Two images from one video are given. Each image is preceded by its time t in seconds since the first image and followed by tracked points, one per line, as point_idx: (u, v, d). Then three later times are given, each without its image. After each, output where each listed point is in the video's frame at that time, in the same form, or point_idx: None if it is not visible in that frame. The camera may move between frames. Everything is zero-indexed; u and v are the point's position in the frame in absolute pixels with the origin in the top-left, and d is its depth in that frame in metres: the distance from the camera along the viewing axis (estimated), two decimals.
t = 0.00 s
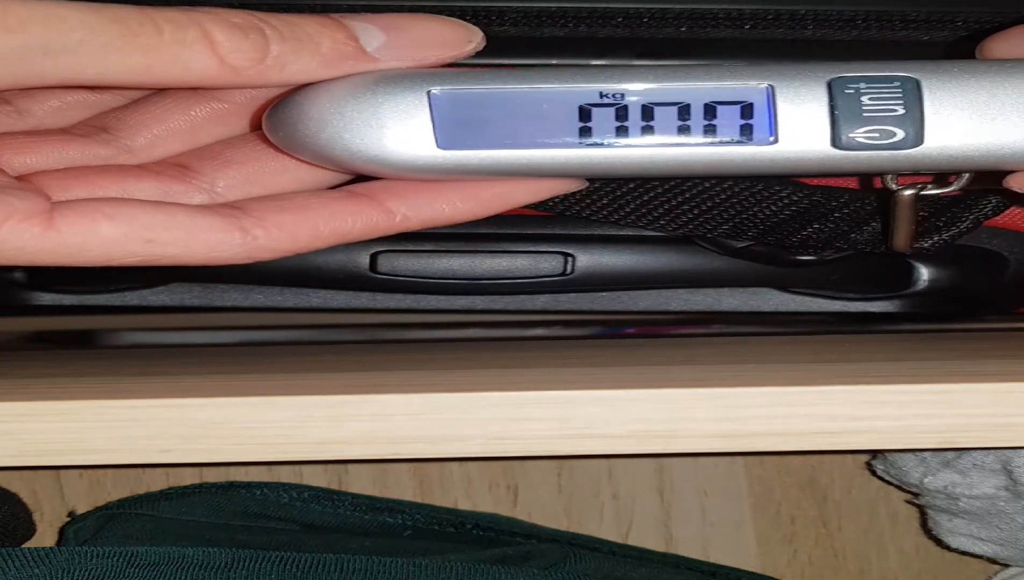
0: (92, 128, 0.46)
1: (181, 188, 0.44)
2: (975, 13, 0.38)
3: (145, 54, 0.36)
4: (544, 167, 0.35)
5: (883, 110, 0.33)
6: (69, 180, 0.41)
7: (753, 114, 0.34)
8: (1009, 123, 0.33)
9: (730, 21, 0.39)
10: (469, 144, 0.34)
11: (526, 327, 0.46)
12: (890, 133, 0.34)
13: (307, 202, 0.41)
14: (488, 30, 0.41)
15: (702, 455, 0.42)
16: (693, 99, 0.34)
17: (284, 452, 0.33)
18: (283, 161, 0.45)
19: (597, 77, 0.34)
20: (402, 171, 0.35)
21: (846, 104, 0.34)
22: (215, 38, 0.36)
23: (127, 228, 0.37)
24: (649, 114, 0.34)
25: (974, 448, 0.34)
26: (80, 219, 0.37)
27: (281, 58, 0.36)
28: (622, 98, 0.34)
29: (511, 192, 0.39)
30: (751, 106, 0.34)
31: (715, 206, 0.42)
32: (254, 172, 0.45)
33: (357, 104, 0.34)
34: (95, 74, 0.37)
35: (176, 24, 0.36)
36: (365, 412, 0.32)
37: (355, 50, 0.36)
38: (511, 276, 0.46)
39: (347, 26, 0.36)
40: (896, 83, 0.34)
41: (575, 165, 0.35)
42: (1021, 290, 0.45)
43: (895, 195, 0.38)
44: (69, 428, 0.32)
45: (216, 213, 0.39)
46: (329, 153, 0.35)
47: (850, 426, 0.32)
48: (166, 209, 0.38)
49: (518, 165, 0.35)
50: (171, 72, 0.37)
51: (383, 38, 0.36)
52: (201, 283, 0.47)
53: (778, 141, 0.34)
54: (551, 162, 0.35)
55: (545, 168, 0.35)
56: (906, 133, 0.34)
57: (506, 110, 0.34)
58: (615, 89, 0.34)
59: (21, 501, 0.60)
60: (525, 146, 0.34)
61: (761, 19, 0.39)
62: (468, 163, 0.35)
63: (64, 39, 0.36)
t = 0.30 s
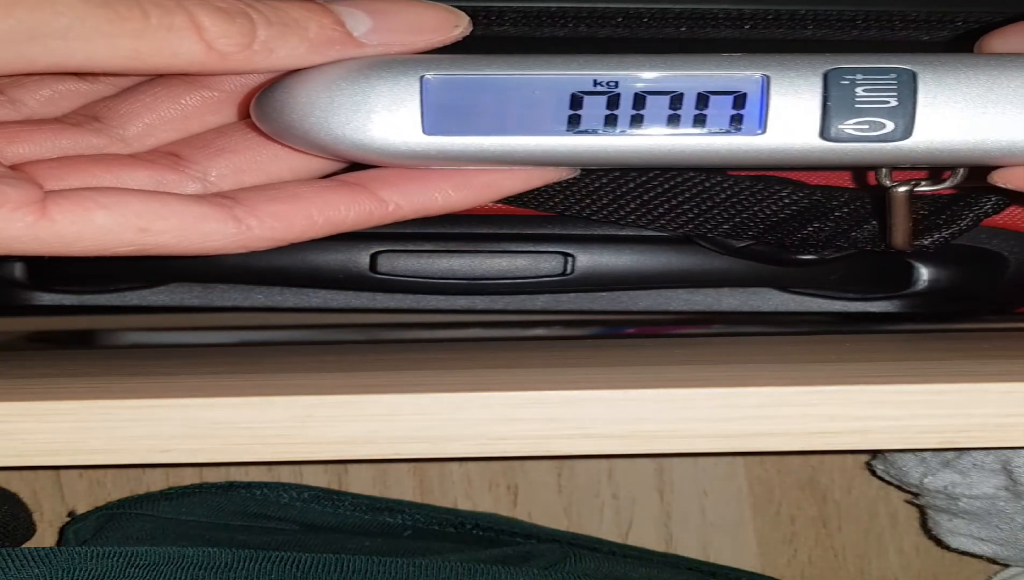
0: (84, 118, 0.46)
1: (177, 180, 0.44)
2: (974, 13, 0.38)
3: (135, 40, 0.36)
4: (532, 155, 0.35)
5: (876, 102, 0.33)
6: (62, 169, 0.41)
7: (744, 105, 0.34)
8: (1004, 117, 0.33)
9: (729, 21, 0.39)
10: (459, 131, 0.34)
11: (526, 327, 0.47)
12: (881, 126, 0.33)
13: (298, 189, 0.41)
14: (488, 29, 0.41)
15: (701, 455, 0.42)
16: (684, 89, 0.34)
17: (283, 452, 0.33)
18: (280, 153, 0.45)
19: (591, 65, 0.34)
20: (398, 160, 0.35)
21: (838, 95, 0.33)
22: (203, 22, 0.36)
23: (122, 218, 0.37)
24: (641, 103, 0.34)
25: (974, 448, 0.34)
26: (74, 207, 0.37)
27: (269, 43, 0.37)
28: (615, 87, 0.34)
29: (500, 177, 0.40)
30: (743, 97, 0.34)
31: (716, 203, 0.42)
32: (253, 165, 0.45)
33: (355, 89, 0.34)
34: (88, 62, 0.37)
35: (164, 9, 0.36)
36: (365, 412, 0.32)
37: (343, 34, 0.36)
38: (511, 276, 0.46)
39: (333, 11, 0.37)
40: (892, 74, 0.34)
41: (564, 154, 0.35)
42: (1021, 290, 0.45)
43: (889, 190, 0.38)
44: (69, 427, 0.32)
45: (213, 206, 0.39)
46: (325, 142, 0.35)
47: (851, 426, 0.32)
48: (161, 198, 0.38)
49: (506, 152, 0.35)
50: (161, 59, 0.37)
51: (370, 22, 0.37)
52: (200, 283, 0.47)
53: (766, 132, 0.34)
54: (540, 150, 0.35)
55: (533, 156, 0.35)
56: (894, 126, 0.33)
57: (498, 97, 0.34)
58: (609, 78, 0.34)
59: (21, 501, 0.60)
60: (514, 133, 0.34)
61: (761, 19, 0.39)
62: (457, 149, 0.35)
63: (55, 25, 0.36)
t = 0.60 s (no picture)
0: (85, 112, 0.46)
1: (176, 177, 0.44)
2: (974, 13, 0.38)
3: (140, 31, 0.36)
4: (533, 149, 0.35)
5: (884, 100, 0.33)
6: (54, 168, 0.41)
7: (751, 102, 0.34)
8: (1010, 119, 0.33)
9: (730, 21, 0.39)
10: (460, 124, 0.34)
11: (526, 326, 0.47)
12: (885, 124, 0.33)
13: (302, 184, 0.41)
14: (489, 30, 0.40)
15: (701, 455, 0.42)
16: (694, 84, 0.34)
17: (284, 452, 0.33)
18: (285, 147, 0.45)
19: (601, 59, 0.34)
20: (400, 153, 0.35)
21: (846, 93, 0.33)
22: (202, 18, 0.36)
23: (127, 212, 0.37)
24: (649, 98, 0.34)
25: (975, 449, 0.34)
26: (79, 201, 0.37)
27: (276, 35, 0.37)
28: (625, 82, 0.34)
29: (510, 171, 0.41)
30: (751, 94, 0.34)
31: (716, 203, 0.42)
32: (252, 163, 0.45)
33: (358, 84, 0.34)
34: (91, 55, 0.37)
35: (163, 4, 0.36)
36: (365, 411, 0.32)
37: (348, 26, 0.36)
38: (511, 276, 0.46)
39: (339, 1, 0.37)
40: (904, 73, 0.33)
41: (565, 150, 0.35)
42: (1021, 289, 0.45)
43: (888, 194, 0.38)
44: (69, 427, 0.32)
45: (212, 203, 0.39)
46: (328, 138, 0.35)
47: (851, 426, 0.32)
48: (166, 191, 0.38)
49: (507, 146, 0.35)
50: (165, 51, 0.37)
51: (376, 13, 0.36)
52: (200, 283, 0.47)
53: (769, 130, 0.34)
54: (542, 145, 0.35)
55: (533, 151, 0.35)
56: (899, 126, 0.33)
57: (502, 91, 0.34)
58: (619, 73, 0.34)
59: (20, 501, 0.60)
60: (517, 128, 0.34)
61: (761, 18, 0.39)
62: (456, 143, 0.35)
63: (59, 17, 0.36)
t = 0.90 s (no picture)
0: (98, 104, 0.46)
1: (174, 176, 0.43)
2: (974, 12, 0.38)
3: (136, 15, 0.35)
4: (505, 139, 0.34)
5: (854, 93, 0.33)
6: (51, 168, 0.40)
7: (723, 93, 0.34)
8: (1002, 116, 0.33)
9: (729, 21, 0.39)
10: (429, 113, 0.34)
11: (526, 326, 0.47)
12: (854, 117, 0.33)
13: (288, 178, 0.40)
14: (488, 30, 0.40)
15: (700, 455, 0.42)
16: (667, 76, 0.34)
17: (284, 452, 0.33)
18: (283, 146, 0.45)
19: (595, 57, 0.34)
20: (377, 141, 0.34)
21: (818, 86, 0.33)
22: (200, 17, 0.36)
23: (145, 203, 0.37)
24: (621, 89, 0.34)
25: (975, 448, 0.34)
26: (98, 192, 0.37)
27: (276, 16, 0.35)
28: (598, 72, 0.34)
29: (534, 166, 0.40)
30: (723, 86, 0.34)
31: (715, 202, 0.42)
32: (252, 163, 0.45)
33: (331, 74, 0.34)
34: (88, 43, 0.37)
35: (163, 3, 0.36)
36: (365, 412, 0.32)
37: (351, 5, 0.34)
38: (511, 276, 0.46)
39: None
40: (875, 67, 0.33)
41: (539, 140, 0.34)
42: (1021, 289, 0.45)
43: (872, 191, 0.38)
44: (69, 427, 0.32)
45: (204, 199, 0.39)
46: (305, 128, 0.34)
47: (851, 426, 0.32)
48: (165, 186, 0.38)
49: (481, 137, 0.34)
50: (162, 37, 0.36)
51: None
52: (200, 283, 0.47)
53: (739, 122, 0.34)
54: (514, 135, 0.34)
55: (508, 142, 0.34)
56: (868, 119, 0.33)
57: (477, 82, 0.34)
58: (592, 63, 0.34)
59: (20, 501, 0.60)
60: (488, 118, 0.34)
61: (761, 18, 0.39)
62: (432, 134, 0.34)
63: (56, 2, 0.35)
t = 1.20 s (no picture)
0: (140, 87, 0.48)
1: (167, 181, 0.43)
2: (973, 12, 0.38)
3: (115, 46, 0.36)
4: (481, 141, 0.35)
5: (827, 94, 0.34)
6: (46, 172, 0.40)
7: (697, 95, 0.34)
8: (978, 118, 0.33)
9: (730, 21, 0.39)
10: (404, 115, 0.34)
11: (525, 326, 0.47)
12: (827, 119, 0.34)
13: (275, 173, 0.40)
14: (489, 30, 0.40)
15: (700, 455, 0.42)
16: (639, 79, 0.34)
17: (284, 452, 0.33)
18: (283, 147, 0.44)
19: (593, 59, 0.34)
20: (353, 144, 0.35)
21: (792, 88, 0.34)
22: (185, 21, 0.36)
23: (146, 198, 0.39)
24: (594, 91, 0.34)
25: (976, 448, 0.34)
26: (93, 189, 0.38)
27: (255, 41, 0.34)
28: (569, 75, 0.34)
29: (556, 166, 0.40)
30: (697, 87, 0.34)
31: (714, 202, 0.41)
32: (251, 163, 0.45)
33: (299, 79, 0.34)
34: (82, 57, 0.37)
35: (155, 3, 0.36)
36: (365, 412, 0.32)
37: (341, 28, 0.34)
38: (511, 276, 0.46)
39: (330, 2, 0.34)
40: (848, 68, 0.34)
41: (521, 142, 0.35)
42: (1021, 289, 0.45)
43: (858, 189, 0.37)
44: (70, 427, 0.32)
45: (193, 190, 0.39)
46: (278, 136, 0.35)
47: (850, 426, 0.32)
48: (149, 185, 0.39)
49: (457, 138, 0.35)
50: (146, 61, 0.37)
51: (373, 11, 0.34)
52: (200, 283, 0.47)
53: (712, 124, 0.34)
54: (487, 137, 0.35)
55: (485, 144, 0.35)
56: (841, 122, 0.34)
57: (451, 86, 0.34)
58: (564, 66, 0.34)
59: (20, 501, 0.60)
60: (461, 120, 0.35)
61: (761, 18, 0.39)
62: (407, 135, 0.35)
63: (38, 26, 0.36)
